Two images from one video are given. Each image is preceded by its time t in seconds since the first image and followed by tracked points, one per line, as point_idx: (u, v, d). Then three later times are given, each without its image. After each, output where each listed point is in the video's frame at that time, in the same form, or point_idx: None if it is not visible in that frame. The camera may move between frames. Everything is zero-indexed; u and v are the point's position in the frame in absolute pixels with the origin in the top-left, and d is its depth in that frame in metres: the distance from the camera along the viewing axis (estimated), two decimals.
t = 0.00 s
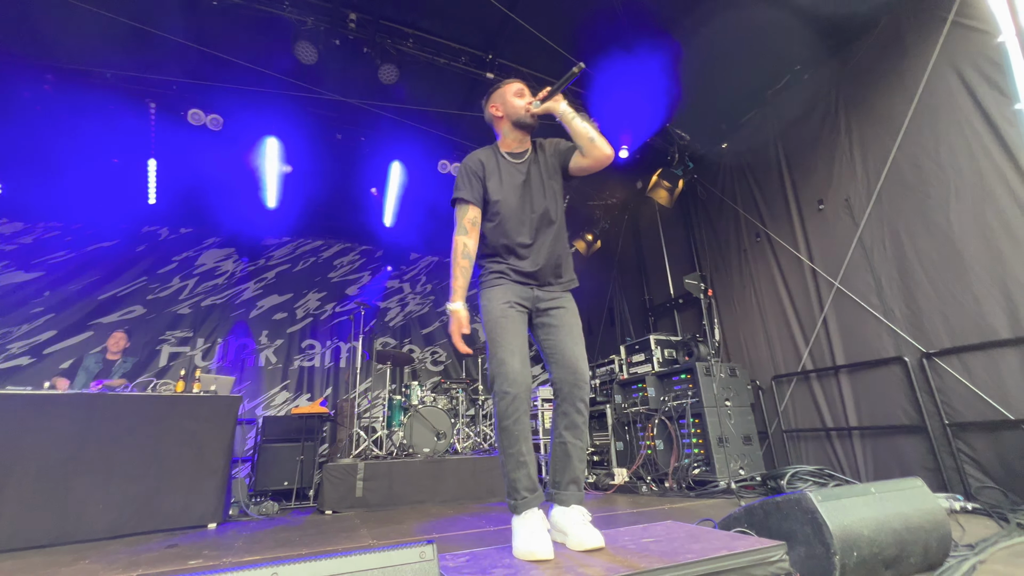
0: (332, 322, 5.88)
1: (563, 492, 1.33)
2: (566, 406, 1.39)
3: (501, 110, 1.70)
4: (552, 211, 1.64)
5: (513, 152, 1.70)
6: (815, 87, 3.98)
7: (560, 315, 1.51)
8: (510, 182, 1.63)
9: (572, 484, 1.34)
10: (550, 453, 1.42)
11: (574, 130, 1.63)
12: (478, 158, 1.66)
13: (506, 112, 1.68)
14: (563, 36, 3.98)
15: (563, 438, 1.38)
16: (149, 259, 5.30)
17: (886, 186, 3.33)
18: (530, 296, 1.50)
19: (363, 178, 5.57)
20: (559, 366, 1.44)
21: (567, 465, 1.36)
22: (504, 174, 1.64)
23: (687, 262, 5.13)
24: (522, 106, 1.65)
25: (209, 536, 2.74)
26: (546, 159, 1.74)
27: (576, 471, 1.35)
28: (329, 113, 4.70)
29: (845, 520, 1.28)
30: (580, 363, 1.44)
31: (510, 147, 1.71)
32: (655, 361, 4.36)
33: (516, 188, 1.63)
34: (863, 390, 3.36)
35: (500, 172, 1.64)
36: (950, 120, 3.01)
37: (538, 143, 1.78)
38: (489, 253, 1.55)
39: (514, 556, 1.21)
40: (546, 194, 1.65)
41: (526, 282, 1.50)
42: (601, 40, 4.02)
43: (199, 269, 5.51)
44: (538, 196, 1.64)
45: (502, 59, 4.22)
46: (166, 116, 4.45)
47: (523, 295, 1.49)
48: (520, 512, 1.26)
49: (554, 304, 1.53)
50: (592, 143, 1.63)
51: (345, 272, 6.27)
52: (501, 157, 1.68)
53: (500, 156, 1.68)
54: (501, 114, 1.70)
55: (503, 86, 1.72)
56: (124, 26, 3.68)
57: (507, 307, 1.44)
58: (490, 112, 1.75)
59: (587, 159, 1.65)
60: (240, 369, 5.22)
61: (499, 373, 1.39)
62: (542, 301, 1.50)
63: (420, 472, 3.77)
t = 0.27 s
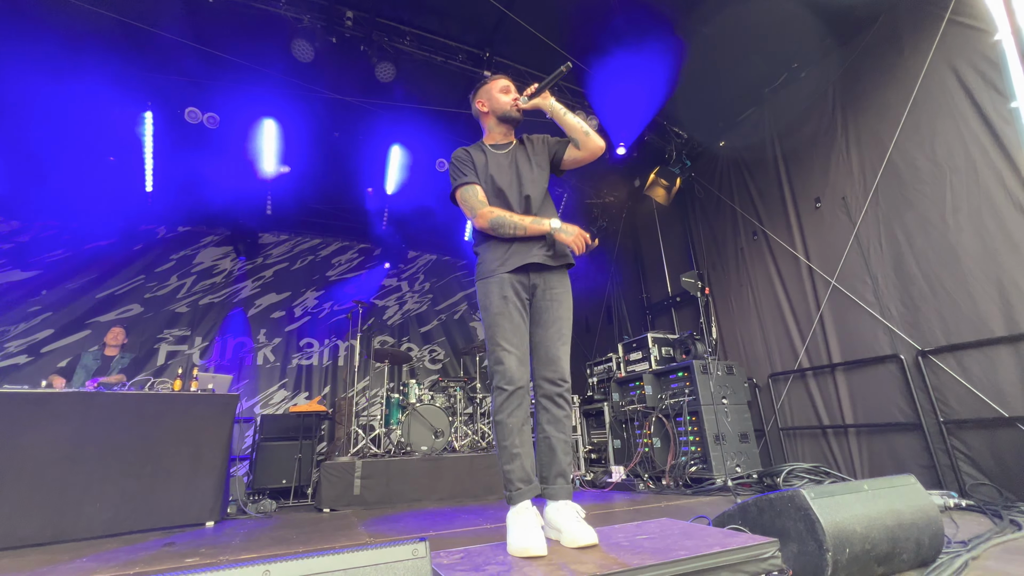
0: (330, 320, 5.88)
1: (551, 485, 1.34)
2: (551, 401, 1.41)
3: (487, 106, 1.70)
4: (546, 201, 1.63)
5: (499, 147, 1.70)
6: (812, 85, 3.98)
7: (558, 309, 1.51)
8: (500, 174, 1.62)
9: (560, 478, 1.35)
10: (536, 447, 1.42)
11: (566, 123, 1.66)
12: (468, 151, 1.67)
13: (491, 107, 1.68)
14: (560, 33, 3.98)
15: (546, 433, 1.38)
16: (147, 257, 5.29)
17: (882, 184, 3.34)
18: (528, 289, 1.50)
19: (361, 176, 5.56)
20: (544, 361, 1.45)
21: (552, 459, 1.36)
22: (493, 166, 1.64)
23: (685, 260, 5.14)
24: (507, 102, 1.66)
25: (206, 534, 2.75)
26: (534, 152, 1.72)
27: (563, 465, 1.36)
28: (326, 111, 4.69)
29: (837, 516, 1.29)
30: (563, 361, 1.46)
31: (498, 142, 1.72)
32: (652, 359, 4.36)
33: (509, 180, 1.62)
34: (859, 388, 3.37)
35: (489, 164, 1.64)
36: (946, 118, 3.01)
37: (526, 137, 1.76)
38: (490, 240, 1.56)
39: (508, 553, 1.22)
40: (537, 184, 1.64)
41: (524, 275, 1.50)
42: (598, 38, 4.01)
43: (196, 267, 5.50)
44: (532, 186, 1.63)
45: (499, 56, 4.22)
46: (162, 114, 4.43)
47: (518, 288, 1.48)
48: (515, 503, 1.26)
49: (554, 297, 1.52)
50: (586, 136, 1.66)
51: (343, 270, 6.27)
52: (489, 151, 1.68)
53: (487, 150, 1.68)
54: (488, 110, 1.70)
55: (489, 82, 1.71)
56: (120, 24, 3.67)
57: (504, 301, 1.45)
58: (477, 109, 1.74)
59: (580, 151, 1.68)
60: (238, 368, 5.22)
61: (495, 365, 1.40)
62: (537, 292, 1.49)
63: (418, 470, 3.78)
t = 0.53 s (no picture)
0: (329, 318, 5.88)
1: (555, 484, 1.34)
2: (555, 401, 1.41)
3: (489, 103, 1.69)
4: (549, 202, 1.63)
5: (502, 145, 1.69)
6: (812, 84, 3.98)
7: (558, 310, 1.51)
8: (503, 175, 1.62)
9: (563, 478, 1.35)
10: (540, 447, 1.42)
11: (566, 117, 1.63)
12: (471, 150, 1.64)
13: (493, 105, 1.67)
14: (559, 31, 3.97)
15: (552, 433, 1.38)
16: (146, 255, 5.28)
17: (881, 183, 3.34)
18: (527, 292, 1.51)
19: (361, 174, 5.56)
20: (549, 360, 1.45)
21: (557, 459, 1.36)
22: (496, 166, 1.63)
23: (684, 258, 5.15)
24: (509, 98, 1.65)
25: (206, 532, 2.75)
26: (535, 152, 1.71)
27: (567, 465, 1.36)
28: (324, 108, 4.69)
29: (835, 514, 1.29)
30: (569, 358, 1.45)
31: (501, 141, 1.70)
32: (651, 357, 4.37)
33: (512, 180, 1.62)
34: (858, 386, 3.38)
35: (491, 164, 1.63)
36: (945, 117, 3.01)
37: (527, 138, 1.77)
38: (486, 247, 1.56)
39: (507, 550, 1.22)
40: (539, 184, 1.64)
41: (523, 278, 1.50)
42: (598, 36, 4.00)
43: (195, 265, 5.49)
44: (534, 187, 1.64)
45: (498, 54, 4.21)
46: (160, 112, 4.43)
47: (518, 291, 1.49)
48: (514, 503, 1.27)
49: (552, 300, 1.52)
50: (586, 129, 1.64)
51: (343, 268, 6.25)
52: (491, 150, 1.67)
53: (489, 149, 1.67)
54: (489, 108, 1.69)
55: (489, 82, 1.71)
56: (118, 21, 3.65)
57: (503, 302, 1.45)
58: (477, 108, 1.74)
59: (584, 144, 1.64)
60: (237, 366, 5.21)
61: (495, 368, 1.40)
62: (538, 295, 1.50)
63: (417, 468, 3.78)
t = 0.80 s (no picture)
0: (328, 316, 5.89)
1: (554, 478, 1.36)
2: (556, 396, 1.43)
3: (485, 108, 1.71)
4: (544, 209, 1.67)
5: (497, 149, 1.71)
6: (810, 82, 4.00)
7: (561, 304, 1.52)
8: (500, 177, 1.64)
9: (562, 473, 1.37)
10: (540, 441, 1.44)
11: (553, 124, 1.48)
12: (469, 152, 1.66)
13: (489, 109, 1.69)
14: (558, 29, 3.97)
15: (553, 428, 1.40)
16: (145, 252, 5.28)
17: (878, 182, 3.36)
18: (531, 285, 1.52)
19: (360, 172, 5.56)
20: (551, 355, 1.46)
21: (557, 454, 1.38)
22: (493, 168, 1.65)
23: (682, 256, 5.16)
24: (504, 103, 1.66)
25: (206, 527, 2.76)
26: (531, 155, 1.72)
27: (566, 460, 1.38)
28: (323, 106, 4.69)
29: (830, 508, 1.31)
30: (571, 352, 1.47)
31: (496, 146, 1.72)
32: (649, 354, 4.39)
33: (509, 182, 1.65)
34: (854, 384, 3.40)
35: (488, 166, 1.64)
36: (941, 115, 3.03)
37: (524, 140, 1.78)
38: (490, 241, 1.56)
39: (506, 544, 1.23)
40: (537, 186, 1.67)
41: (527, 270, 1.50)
42: (597, 34, 4.00)
43: (195, 263, 5.49)
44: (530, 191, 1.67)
45: (497, 52, 4.21)
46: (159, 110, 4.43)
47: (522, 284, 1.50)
48: (512, 497, 1.28)
49: (555, 294, 1.53)
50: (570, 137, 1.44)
51: (342, 266, 6.25)
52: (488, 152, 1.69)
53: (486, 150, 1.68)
54: (486, 112, 1.72)
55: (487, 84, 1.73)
56: (116, 17, 3.65)
57: (508, 295, 1.47)
58: (474, 111, 1.76)
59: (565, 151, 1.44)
60: (236, 363, 5.22)
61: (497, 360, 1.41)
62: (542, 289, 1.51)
63: (416, 464, 3.80)
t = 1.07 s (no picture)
0: (327, 315, 5.89)
1: (549, 477, 1.37)
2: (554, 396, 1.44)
3: (486, 110, 1.73)
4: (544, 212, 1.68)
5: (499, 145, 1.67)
6: (808, 84, 4.00)
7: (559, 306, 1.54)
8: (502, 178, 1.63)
9: (558, 471, 1.38)
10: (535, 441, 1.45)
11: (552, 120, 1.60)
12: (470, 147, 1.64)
13: (490, 111, 1.71)
14: (558, 30, 3.98)
15: (546, 427, 1.41)
16: (143, 252, 5.26)
17: (876, 184, 3.37)
18: (530, 287, 1.53)
19: (360, 171, 5.56)
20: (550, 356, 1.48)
21: (551, 453, 1.39)
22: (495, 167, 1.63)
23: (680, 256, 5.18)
24: (504, 104, 1.68)
25: (206, 527, 2.77)
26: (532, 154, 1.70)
27: (562, 459, 1.39)
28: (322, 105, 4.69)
29: (824, 509, 1.32)
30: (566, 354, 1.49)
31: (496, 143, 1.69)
32: (647, 354, 4.40)
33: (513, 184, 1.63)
34: (851, 384, 3.42)
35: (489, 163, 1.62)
36: (938, 118, 3.04)
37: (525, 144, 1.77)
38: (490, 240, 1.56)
39: (503, 544, 1.25)
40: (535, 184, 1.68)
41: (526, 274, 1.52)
42: (596, 35, 4.01)
43: (193, 263, 5.47)
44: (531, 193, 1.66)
45: (497, 53, 4.22)
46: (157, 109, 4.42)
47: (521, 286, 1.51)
48: (511, 496, 1.30)
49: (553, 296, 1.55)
50: (570, 133, 1.66)
51: (340, 265, 6.23)
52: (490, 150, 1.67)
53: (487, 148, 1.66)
54: (486, 114, 1.73)
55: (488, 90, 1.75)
56: (116, 17, 3.64)
57: (509, 298, 1.47)
58: (475, 115, 1.77)
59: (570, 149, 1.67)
60: (234, 362, 5.23)
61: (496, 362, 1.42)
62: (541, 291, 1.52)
63: (415, 464, 3.81)
